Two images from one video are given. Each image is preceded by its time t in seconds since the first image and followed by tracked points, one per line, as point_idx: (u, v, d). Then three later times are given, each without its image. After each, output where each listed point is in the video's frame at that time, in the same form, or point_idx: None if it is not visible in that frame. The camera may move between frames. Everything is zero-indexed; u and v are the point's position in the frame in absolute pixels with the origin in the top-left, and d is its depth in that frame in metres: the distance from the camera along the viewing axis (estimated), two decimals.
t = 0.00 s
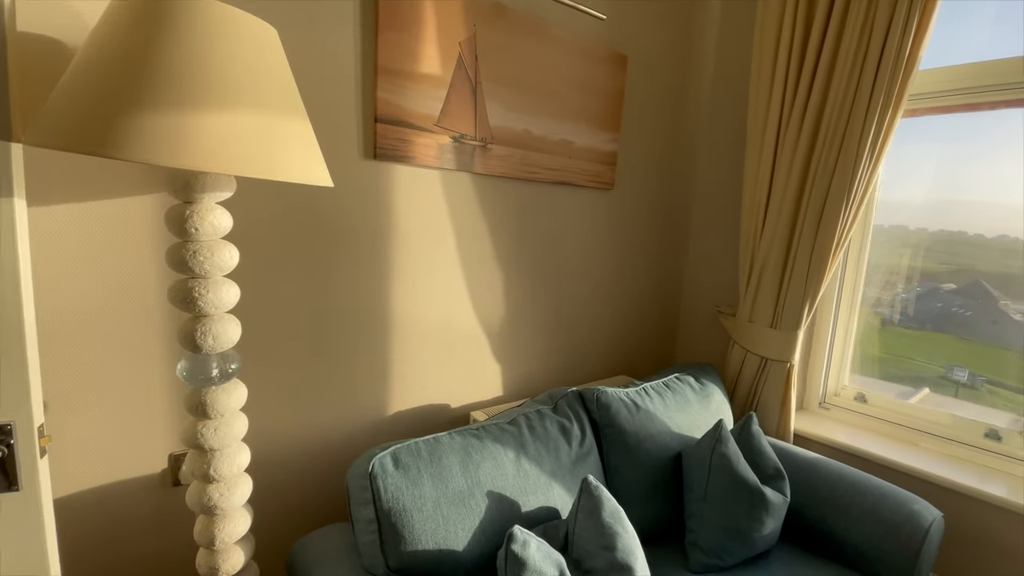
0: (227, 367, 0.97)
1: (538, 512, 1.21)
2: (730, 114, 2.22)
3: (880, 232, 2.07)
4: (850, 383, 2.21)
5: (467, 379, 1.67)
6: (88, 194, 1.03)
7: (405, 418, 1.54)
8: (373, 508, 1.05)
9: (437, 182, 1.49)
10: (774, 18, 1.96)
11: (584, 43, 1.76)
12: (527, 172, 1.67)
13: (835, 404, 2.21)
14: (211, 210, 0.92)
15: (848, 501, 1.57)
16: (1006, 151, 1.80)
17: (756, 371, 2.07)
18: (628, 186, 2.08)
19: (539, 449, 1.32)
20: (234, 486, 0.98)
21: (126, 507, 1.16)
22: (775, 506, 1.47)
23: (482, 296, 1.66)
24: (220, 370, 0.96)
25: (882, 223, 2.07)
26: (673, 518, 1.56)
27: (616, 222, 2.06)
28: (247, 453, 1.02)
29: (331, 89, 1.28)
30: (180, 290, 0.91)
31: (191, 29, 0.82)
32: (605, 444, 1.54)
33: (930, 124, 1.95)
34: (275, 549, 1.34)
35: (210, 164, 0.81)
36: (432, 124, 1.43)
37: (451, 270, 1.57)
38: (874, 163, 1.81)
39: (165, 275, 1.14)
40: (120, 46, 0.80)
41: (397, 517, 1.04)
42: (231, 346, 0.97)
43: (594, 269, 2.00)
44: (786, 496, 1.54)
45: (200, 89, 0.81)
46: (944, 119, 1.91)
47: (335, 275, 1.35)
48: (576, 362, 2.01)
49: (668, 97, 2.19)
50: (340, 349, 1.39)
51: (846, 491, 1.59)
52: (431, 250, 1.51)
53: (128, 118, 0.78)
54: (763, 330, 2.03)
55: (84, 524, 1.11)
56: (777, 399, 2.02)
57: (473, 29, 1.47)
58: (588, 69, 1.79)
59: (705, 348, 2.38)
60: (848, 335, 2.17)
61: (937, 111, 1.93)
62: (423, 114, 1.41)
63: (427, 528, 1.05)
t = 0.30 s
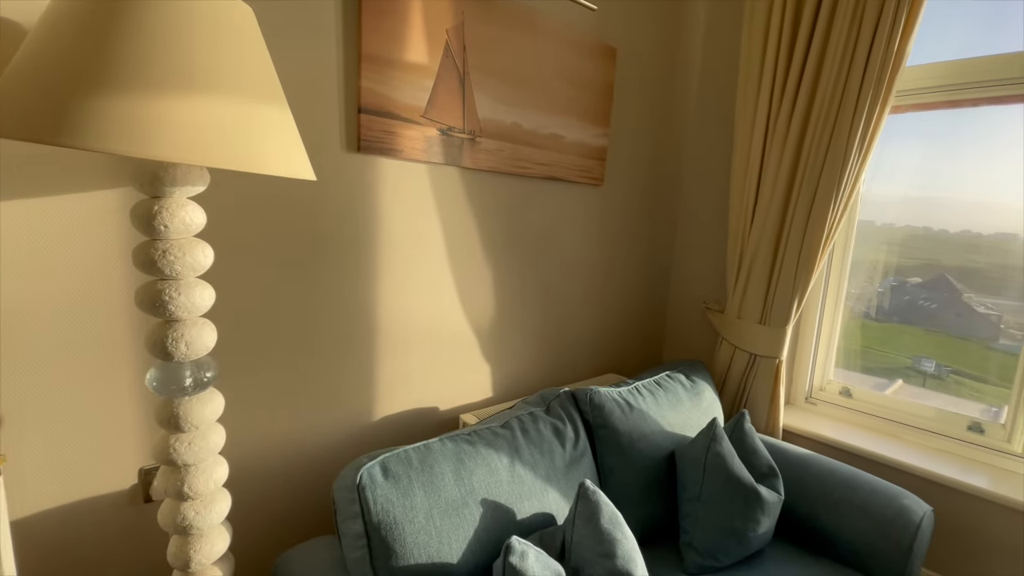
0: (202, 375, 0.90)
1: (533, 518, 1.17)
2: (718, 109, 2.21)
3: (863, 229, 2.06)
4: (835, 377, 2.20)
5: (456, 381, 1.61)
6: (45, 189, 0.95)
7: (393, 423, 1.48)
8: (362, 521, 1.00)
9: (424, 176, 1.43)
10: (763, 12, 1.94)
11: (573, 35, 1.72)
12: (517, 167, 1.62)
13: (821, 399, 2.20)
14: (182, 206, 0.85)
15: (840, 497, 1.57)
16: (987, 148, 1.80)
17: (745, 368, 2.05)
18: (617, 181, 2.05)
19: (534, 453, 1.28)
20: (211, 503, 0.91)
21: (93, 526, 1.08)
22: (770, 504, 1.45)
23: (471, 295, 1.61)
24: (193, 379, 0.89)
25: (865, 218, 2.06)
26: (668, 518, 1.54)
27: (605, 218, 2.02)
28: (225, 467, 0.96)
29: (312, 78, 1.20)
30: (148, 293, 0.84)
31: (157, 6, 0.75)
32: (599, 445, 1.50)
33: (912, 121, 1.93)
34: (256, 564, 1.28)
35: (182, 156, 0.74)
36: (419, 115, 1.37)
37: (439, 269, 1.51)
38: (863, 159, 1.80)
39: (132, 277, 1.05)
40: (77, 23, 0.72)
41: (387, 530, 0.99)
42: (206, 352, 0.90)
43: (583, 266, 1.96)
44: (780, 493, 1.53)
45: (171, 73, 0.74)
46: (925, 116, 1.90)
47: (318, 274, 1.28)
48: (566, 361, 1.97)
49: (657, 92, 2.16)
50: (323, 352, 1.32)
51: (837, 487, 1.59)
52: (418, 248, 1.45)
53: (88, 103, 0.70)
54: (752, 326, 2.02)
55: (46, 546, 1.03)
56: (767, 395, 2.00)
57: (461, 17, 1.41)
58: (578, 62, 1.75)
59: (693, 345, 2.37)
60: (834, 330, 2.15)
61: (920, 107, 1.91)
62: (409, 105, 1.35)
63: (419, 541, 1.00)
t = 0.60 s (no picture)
0: (167, 388, 0.84)
1: (523, 527, 1.13)
2: (700, 106, 2.20)
3: (844, 226, 2.05)
4: (815, 372, 2.19)
5: (440, 385, 1.57)
6: None
7: (374, 429, 1.43)
8: (343, 538, 0.94)
9: (404, 173, 1.37)
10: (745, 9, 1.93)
11: (557, 28, 1.68)
12: (501, 164, 1.58)
13: (802, 394, 2.19)
14: (142, 203, 0.78)
15: (825, 493, 1.58)
16: (956, 146, 1.82)
17: (729, 366, 2.05)
18: (601, 178, 2.02)
19: (522, 458, 1.24)
20: (178, 524, 0.85)
21: (50, 551, 1.00)
22: (758, 503, 1.45)
23: (454, 295, 1.56)
24: (156, 393, 0.82)
25: (842, 215, 2.05)
26: (656, 520, 1.52)
27: (588, 216, 1.99)
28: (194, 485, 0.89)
29: (286, 68, 1.14)
30: (103, 301, 0.77)
31: None
32: (587, 448, 1.47)
33: (885, 119, 1.94)
34: None
35: (141, 150, 0.69)
36: (399, 109, 1.32)
37: (420, 269, 1.46)
38: (844, 156, 1.81)
39: (90, 282, 0.98)
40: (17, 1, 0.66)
41: (371, 547, 0.94)
42: (170, 363, 0.83)
43: (567, 265, 1.93)
44: (767, 491, 1.52)
45: (129, 60, 0.68)
46: (899, 114, 1.91)
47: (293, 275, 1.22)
48: (551, 361, 1.94)
49: (640, 88, 2.14)
50: (301, 358, 1.26)
51: (822, 483, 1.60)
52: (399, 247, 1.40)
53: (32, 91, 0.65)
54: (735, 323, 2.02)
55: None
56: (751, 392, 2.00)
57: (442, 7, 1.36)
58: (561, 56, 1.71)
59: (677, 343, 2.36)
60: (814, 326, 2.14)
61: (895, 106, 1.92)
62: (388, 98, 1.29)
63: (404, 557, 0.95)
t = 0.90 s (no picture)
0: (115, 407, 0.76)
1: (506, 540, 1.09)
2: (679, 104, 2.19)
3: (820, 224, 2.05)
4: (792, 369, 2.19)
5: (418, 391, 1.51)
6: None
7: (349, 439, 1.37)
8: (315, 562, 0.88)
9: (378, 171, 1.31)
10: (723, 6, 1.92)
11: (535, 23, 1.64)
12: (479, 162, 1.53)
13: (780, 391, 2.19)
14: (83, 204, 0.71)
15: (806, 492, 1.58)
16: (926, 146, 1.83)
17: (709, 365, 2.03)
18: (581, 177, 1.99)
19: (504, 467, 1.20)
20: (131, 554, 0.78)
21: None
22: (742, 504, 1.43)
23: (432, 298, 1.50)
24: (103, 413, 0.75)
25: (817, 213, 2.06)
26: (641, 524, 1.50)
27: (568, 216, 1.96)
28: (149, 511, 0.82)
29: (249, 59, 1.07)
30: (39, 313, 0.69)
31: None
32: (570, 453, 1.43)
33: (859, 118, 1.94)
34: None
35: (74, 144, 0.62)
36: (372, 104, 1.25)
37: (396, 271, 1.40)
38: (822, 155, 1.80)
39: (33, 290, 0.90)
40: None
41: (345, 570, 0.88)
42: (119, 379, 0.76)
43: (547, 266, 1.89)
44: (750, 492, 1.50)
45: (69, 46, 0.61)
46: (872, 113, 1.92)
47: (261, 279, 1.15)
48: (532, 364, 1.90)
49: (619, 85, 2.11)
50: (269, 367, 1.19)
51: (804, 482, 1.60)
52: (373, 249, 1.33)
53: None
54: (715, 322, 2.00)
55: None
56: (731, 390, 1.99)
57: None
58: (540, 52, 1.67)
59: (658, 343, 2.35)
60: (791, 323, 2.14)
61: (869, 106, 1.92)
62: (360, 93, 1.23)
63: None
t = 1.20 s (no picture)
0: (44, 434, 0.68)
1: (485, 558, 1.03)
2: (657, 102, 2.16)
3: (797, 223, 2.05)
4: (771, 367, 2.19)
5: (392, 400, 1.44)
6: None
7: (319, 452, 1.30)
8: None
9: (347, 169, 1.24)
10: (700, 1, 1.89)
11: (510, 16, 1.58)
12: (453, 160, 1.47)
13: (760, 391, 2.19)
14: (1, 206, 0.62)
15: (788, 493, 1.56)
16: (899, 146, 1.83)
17: (690, 364, 2.01)
18: (559, 176, 1.94)
19: (483, 480, 1.14)
20: None
21: None
22: (726, 509, 1.40)
23: (406, 303, 1.44)
24: (31, 441, 0.67)
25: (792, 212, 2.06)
26: (624, 531, 1.46)
27: (547, 216, 1.91)
28: (87, 545, 0.75)
29: (202, 47, 0.99)
30: None
31: None
32: (552, 461, 1.39)
33: (834, 118, 1.94)
34: None
35: None
36: (338, 97, 1.18)
37: (366, 274, 1.33)
38: (800, 153, 1.79)
39: None
40: None
41: None
42: (47, 402, 0.68)
43: (525, 268, 1.84)
44: (734, 495, 1.48)
45: None
46: (846, 113, 1.91)
47: (219, 285, 1.07)
48: (512, 368, 1.85)
49: (596, 82, 2.07)
50: (228, 380, 1.11)
51: (786, 483, 1.58)
52: (341, 251, 1.26)
53: None
54: (695, 323, 1.97)
55: None
56: (712, 391, 1.97)
57: None
58: (516, 46, 1.61)
59: (638, 344, 2.33)
60: (770, 322, 2.14)
61: (844, 105, 1.92)
62: (326, 86, 1.16)
63: None
